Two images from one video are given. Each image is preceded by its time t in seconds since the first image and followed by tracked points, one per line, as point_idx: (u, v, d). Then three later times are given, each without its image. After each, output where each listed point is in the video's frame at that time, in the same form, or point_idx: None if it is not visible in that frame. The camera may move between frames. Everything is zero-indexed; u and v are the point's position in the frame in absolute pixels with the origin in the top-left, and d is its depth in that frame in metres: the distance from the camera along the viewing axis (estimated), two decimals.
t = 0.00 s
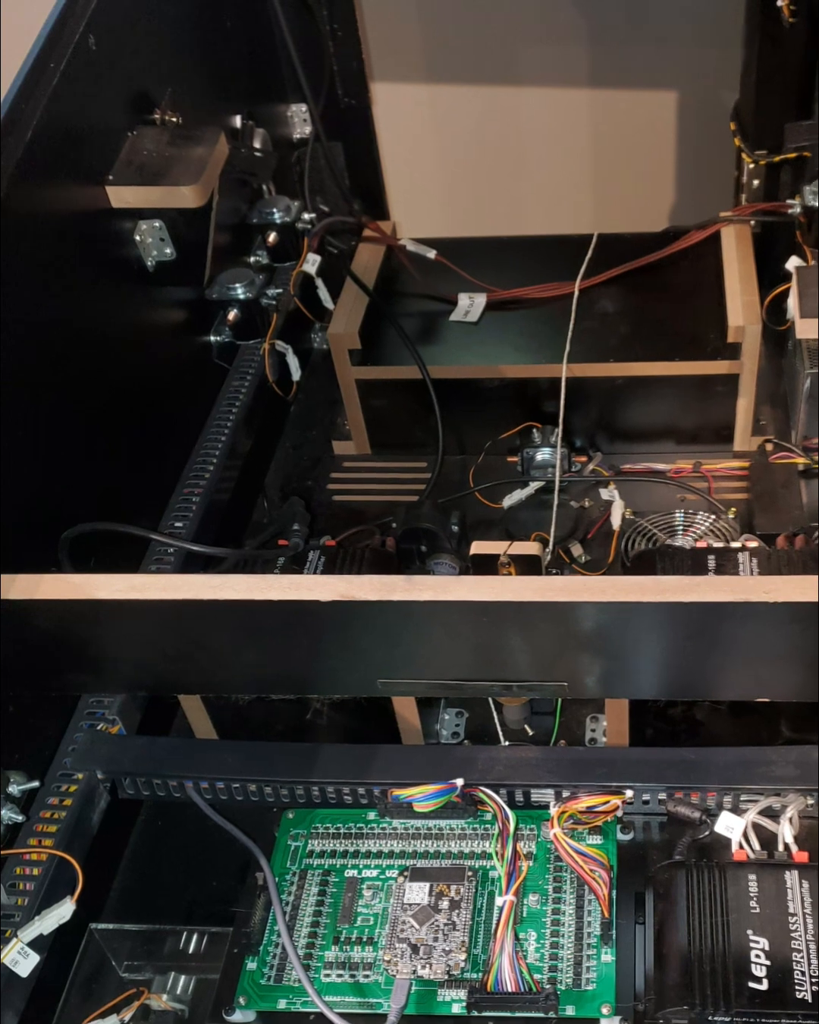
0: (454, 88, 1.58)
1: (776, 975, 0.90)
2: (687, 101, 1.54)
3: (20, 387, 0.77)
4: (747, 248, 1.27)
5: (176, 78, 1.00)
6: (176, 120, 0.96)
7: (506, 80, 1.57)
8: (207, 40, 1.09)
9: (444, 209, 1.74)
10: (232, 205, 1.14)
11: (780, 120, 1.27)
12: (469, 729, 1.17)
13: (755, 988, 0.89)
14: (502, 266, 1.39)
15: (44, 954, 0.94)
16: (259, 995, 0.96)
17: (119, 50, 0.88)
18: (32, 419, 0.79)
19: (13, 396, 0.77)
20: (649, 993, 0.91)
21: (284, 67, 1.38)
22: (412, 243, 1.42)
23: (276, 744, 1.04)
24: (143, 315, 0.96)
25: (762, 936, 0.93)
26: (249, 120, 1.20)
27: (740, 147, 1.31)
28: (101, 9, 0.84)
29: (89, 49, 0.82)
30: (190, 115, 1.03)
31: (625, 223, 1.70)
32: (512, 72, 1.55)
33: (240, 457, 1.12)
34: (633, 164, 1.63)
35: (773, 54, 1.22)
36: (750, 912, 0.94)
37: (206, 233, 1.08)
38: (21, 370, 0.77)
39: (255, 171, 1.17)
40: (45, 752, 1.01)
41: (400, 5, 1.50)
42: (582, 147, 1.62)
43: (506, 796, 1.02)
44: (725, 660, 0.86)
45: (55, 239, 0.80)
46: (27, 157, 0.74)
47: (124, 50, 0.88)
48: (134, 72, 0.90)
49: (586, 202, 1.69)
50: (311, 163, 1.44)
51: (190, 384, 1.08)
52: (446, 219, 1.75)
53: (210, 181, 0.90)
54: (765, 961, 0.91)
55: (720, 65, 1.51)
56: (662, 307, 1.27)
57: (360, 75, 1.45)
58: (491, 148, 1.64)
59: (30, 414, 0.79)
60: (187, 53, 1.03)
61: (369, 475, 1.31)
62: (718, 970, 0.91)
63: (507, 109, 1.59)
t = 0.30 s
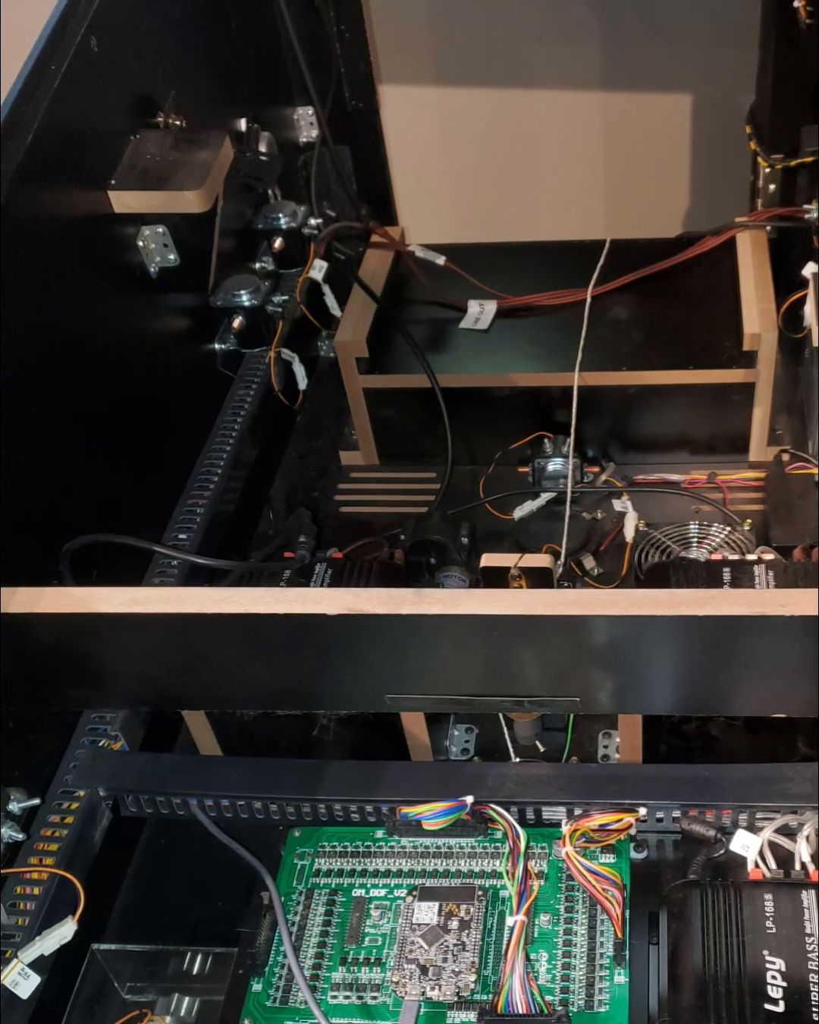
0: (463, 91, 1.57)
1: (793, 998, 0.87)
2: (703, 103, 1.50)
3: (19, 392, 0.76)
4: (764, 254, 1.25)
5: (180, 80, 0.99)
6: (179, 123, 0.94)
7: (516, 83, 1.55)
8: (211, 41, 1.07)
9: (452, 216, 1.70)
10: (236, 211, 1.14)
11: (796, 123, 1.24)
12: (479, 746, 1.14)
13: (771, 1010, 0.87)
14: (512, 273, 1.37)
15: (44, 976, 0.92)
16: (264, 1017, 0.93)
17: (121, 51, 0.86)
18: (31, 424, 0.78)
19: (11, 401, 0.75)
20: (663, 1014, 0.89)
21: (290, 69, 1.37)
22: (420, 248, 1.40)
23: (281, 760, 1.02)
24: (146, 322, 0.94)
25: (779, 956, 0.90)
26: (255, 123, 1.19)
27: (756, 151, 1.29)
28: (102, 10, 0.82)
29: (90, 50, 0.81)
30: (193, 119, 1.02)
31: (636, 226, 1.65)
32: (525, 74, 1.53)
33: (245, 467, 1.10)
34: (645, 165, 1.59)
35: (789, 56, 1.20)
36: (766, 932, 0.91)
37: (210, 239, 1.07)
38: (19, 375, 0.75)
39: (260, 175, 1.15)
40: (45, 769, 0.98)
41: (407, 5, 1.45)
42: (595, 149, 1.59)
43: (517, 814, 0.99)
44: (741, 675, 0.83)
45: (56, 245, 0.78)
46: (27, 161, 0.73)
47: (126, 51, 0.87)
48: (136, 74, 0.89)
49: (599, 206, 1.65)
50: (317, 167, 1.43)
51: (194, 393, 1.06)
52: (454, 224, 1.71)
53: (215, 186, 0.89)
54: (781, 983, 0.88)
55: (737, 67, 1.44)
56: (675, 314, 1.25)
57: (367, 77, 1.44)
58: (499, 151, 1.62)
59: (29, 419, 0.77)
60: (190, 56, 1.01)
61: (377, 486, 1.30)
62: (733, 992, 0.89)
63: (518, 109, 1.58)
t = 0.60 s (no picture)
0: (471, 94, 1.53)
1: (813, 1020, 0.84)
2: (716, 105, 1.48)
3: (19, 398, 0.74)
4: (781, 260, 1.23)
5: (184, 82, 0.98)
6: (183, 126, 0.93)
7: (527, 86, 1.51)
8: (216, 41, 1.06)
9: (461, 223, 1.67)
10: (240, 217, 1.12)
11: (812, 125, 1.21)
12: (490, 763, 1.12)
13: None
14: (522, 280, 1.35)
15: (45, 999, 0.90)
16: None
17: (124, 53, 0.85)
18: (32, 430, 0.76)
19: (10, 407, 0.73)
20: None
21: (297, 71, 1.37)
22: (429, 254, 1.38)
23: (287, 777, 1.00)
24: (149, 331, 0.93)
25: (796, 978, 0.87)
26: (260, 128, 1.16)
27: (773, 154, 1.27)
28: (105, 11, 0.81)
29: (92, 52, 0.80)
30: (197, 123, 1.00)
31: (651, 233, 1.63)
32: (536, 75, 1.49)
33: (251, 479, 1.09)
34: (659, 170, 1.56)
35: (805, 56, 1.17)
36: (783, 953, 0.88)
37: (215, 245, 1.05)
38: (19, 381, 0.74)
39: (265, 180, 1.14)
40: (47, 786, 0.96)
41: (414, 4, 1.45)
42: (607, 153, 1.55)
43: (528, 833, 0.97)
44: (758, 690, 0.80)
45: (58, 251, 0.77)
46: (28, 165, 0.71)
47: (129, 53, 0.86)
48: (139, 76, 0.88)
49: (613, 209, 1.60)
50: (324, 172, 1.43)
51: (198, 403, 1.05)
52: (463, 229, 1.68)
53: (220, 191, 0.88)
54: (798, 1005, 0.85)
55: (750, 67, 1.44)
56: (689, 322, 1.23)
57: (374, 80, 1.43)
58: (512, 156, 1.58)
59: (29, 425, 0.76)
60: (194, 58, 1.00)
61: (385, 498, 1.28)
62: (750, 1015, 0.86)
63: (528, 112, 1.53)
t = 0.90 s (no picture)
0: (481, 97, 1.51)
1: None
2: (731, 110, 1.46)
3: (18, 406, 0.72)
4: (798, 266, 1.21)
5: (188, 84, 0.97)
6: (186, 130, 0.92)
7: (539, 88, 1.49)
8: (221, 43, 1.05)
9: (471, 231, 1.65)
10: (246, 221, 1.10)
11: None
12: (501, 781, 1.10)
13: None
14: (533, 287, 1.34)
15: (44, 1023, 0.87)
16: None
17: (127, 55, 0.84)
18: (32, 438, 0.74)
19: (10, 415, 0.71)
20: None
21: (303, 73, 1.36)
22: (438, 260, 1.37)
23: (294, 796, 0.98)
24: (152, 339, 0.92)
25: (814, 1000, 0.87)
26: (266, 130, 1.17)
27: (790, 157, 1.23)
28: (107, 11, 0.80)
29: (94, 54, 0.78)
30: (201, 127, 0.99)
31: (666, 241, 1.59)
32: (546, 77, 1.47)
33: (256, 491, 1.07)
34: (672, 173, 1.53)
35: None
36: (801, 975, 0.88)
37: (221, 250, 1.04)
38: (19, 389, 0.72)
39: (271, 185, 1.13)
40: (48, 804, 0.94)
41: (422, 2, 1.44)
42: (620, 156, 1.53)
43: (540, 852, 0.94)
44: (776, 707, 0.78)
45: (59, 257, 0.75)
46: (28, 170, 0.70)
47: (131, 56, 0.84)
48: (142, 79, 0.87)
49: (625, 215, 1.57)
50: (331, 176, 1.41)
51: (202, 412, 1.03)
52: (474, 235, 1.65)
53: (224, 195, 0.87)
54: None
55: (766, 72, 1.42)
56: (704, 330, 1.21)
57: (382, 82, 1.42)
58: (526, 162, 1.56)
59: (30, 432, 0.74)
60: (198, 61, 0.99)
61: (394, 509, 1.26)
62: None
63: (542, 118, 1.51)
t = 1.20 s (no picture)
0: (493, 101, 1.48)
1: None
2: (748, 115, 1.44)
3: (17, 414, 0.71)
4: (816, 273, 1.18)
5: (192, 87, 0.95)
6: (190, 133, 0.91)
7: (550, 90, 1.46)
8: (225, 45, 1.04)
9: (485, 235, 1.63)
10: (252, 227, 1.11)
11: None
12: (512, 799, 1.07)
13: None
14: (544, 295, 1.32)
15: None
16: None
17: (129, 57, 0.82)
18: (32, 446, 0.73)
19: (8, 423, 0.70)
20: None
21: (311, 76, 1.36)
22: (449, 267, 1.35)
23: (301, 814, 0.95)
24: (156, 347, 0.90)
25: None
26: (273, 133, 1.17)
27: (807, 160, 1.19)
28: (109, 12, 0.78)
29: (96, 56, 0.77)
30: (205, 131, 0.98)
31: (682, 246, 1.58)
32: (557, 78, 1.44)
33: (262, 503, 1.05)
34: (688, 175, 1.50)
35: None
36: None
37: (225, 256, 1.03)
38: (18, 396, 0.71)
39: (277, 188, 1.09)
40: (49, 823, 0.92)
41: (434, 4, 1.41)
42: (632, 160, 1.51)
43: (552, 872, 0.92)
44: (794, 723, 0.76)
45: (60, 263, 0.74)
46: (29, 174, 0.69)
47: (134, 58, 0.83)
48: (145, 81, 0.85)
49: (638, 219, 1.56)
50: (340, 180, 1.41)
51: (207, 422, 1.02)
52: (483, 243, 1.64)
53: (229, 201, 0.85)
54: None
55: (786, 73, 1.40)
56: (718, 338, 1.19)
57: (391, 85, 1.41)
58: (536, 162, 1.53)
59: (29, 440, 0.72)
60: (201, 65, 0.98)
61: (402, 522, 1.25)
62: None
63: (554, 118, 1.48)
